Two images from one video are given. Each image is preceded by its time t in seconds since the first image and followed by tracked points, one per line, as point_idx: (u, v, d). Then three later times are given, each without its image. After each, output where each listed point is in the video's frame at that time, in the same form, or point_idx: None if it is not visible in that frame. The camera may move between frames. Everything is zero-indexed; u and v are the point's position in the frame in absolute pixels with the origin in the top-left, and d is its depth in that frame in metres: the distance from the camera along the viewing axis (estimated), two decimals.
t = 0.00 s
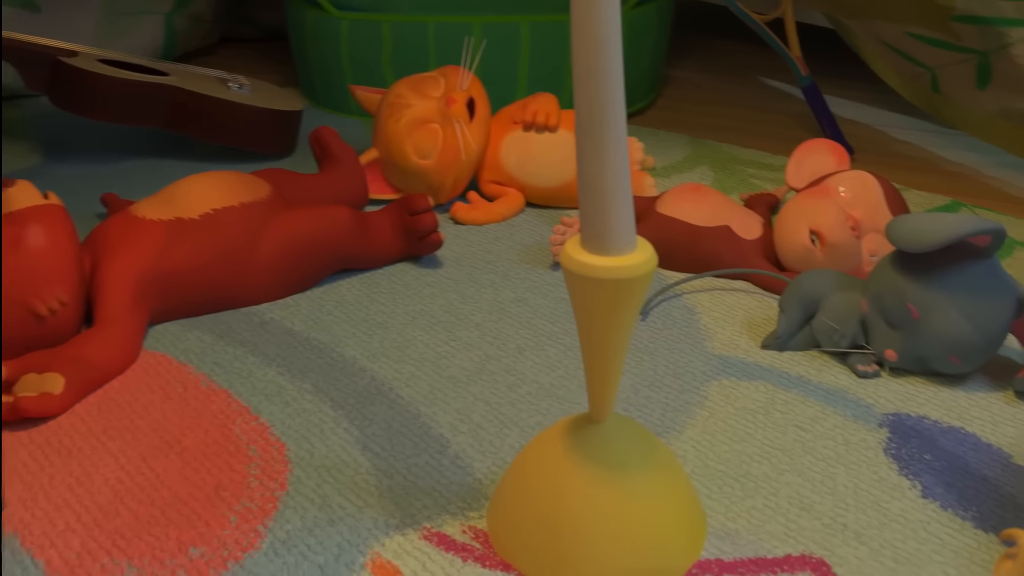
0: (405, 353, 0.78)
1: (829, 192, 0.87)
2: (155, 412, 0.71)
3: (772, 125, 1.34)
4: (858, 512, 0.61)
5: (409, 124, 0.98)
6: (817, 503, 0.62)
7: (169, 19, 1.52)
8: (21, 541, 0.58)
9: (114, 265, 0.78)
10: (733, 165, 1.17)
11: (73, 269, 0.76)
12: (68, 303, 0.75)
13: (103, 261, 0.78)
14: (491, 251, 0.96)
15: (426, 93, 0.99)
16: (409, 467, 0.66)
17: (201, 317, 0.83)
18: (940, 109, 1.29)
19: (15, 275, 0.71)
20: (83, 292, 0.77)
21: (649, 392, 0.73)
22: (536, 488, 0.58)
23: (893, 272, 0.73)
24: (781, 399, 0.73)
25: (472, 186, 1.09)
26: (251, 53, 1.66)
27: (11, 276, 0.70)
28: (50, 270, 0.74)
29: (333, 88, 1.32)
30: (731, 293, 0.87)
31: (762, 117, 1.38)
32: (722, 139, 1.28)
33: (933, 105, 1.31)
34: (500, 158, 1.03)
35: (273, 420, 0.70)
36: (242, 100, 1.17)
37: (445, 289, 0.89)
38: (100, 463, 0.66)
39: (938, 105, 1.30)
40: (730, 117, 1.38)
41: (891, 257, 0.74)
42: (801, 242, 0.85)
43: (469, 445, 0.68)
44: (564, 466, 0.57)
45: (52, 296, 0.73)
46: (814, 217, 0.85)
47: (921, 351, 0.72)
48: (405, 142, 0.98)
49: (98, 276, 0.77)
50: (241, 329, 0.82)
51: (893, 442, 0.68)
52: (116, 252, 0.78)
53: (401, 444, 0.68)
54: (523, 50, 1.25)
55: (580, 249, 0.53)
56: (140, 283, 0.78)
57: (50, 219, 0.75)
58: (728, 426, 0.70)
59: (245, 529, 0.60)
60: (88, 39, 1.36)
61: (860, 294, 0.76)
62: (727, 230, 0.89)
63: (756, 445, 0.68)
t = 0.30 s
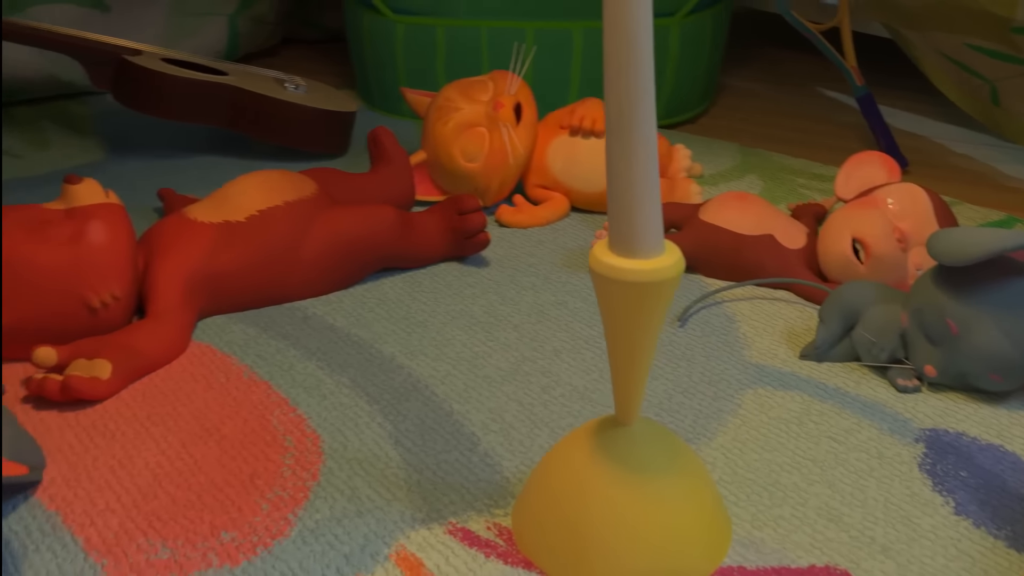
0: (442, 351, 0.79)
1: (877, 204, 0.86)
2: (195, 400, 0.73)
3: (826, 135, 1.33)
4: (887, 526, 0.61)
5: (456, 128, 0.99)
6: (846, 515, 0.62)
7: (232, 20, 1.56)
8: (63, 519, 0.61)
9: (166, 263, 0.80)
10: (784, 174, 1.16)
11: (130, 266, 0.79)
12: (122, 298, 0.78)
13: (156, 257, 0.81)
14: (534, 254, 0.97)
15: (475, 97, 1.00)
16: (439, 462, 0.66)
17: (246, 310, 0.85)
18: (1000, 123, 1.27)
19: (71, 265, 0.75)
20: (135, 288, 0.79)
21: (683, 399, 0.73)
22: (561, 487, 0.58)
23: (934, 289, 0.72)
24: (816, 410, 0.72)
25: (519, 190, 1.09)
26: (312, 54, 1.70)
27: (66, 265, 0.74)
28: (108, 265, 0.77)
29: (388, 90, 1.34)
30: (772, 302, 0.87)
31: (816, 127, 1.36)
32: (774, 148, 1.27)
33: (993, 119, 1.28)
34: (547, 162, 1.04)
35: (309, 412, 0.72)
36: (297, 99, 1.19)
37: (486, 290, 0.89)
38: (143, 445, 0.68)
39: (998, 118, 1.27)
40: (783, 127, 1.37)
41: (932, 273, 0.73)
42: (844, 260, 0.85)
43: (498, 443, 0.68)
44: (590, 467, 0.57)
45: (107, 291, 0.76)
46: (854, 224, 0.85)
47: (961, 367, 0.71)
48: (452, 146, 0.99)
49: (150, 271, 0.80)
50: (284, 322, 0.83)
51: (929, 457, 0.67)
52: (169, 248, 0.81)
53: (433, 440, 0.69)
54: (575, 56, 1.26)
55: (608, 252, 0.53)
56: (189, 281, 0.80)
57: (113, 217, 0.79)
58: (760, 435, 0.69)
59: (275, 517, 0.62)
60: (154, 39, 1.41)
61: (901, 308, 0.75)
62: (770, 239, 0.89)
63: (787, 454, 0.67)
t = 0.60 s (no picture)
0: (474, 348, 0.81)
1: (923, 215, 0.85)
2: (230, 387, 0.75)
3: (880, 147, 1.31)
4: (905, 537, 0.60)
5: (500, 131, 1.00)
6: (864, 524, 0.61)
7: (295, 22, 1.60)
8: (99, 494, 0.64)
9: (212, 253, 0.83)
10: (832, 185, 1.15)
11: (178, 256, 0.81)
12: (169, 285, 0.80)
13: (204, 248, 0.83)
14: (573, 256, 0.97)
15: (520, 101, 1.02)
16: (461, 455, 0.68)
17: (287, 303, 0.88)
18: None
19: (119, 252, 0.77)
20: (182, 276, 0.82)
21: (708, 404, 0.73)
22: (575, 485, 0.59)
23: (968, 302, 0.71)
24: (843, 419, 0.71)
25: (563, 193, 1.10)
26: (371, 58, 1.73)
27: (113, 251, 0.77)
28: (156, 254, 0.79)
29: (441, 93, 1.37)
30: (808, 311, 0.86)
31: (871, 138, 1.35)
32: (825, 159, 1.26)
33: None
34: (590, 166, 1.04)
35: (340, 403, 0.74)
36: (350, 100, 1.22)
37: (522, 290, 0.91)
38: (178, 431, 0.70)
39: None
40: (837, 137, 1.36)
41: (967, 285, 0.72)
42: (877, 269, 0.83)
43: (521, 439, 0.69)
44: (603, 465, 0.58)
45: (154, 277, 0.79)
46: (891, 229, 0.83)
47: (994, 382, 0.70)
48: (496, 148, 1.01)
49: (197, 262, 0.83)
50: (323, 315, 0.86)
51: (955, 471, 0.66)
52: (215, 240, 0.84)
53: (457, 433, 0.70)
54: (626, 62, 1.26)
55: (624, 252, 0.54)
56: (233, 274, 0.83)
57: (165, 207, 0.81)
58: (784, 442, 0.69)
59: (298, 501, 0.63)
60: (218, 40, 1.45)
61: (934, 320, 0.74)
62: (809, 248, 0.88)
63: (810, 462, 0.67)
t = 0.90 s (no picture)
0: (502, 344, 0.82)
1: (962, 227, 0.84)
2: (265, 371, 0.78)
3: (935, 159, 1.29)
4: (913, 545, 0.60)
5: (543, 133, 1.02)
6: (872, 530, 0.61)
7: (357, 25, 1.64)
8: (132, 466, 0.67)
9: (254, 242, 0.86)
10: (880, 196, 1.13)
11: (223, 242, 0.84)
12: (212, 270, 0.83)
13: (248, 237, 0.87)
14: (610, 258, 0.98)
15: (563, 103, 1.03)
16: (478, 445, 0.69)
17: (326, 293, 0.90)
18: None
19: (166, 235, 0.81)
20: (225, 262, 0.85)
21: (729, 406, 0.74)
22: (581, 475, 0.60)
23: (996, 313, 0.70)
24: (864, 426, 0.71)
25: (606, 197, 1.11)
26: (433, 61, 1.76)
27: (160, 234, 0.81)
28: (201, 239, 0.82)
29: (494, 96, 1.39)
30: (840, 320, 0.86)
31: (927, 151, 1.33)
32: (876, 170, 1.25)
33: None
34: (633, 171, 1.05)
35: (367, 389, 0.76)
36: (403, 101, 1.25)
37: (555, 289, 0.92)
38: (211, 410, 0.73)
39: None
40: (892, 149, 1.34)
41: (997, 297, 0.71)
42: (907, 280, 0.83)
43: (539, 433, 0.71)
44: (608, 457, 0.59)
45: (198, 261, 0.82)
46: (926, 235, 0.83)
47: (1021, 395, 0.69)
48: (538, 151, 1.02)
49: (240, 250, 0.86)
50: (359, 307, 0.88)
51: (973, 483, 0.65)
52: (258, 230, 0.87)
53: (477, 424, 0.72)
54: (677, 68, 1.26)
55: (632, 249, 0.55)
56: (273, 261, 0.86)
57: (213, 195, 0.85)
58: (801, 446, 0.69)
59: (318, 480, 0.66)
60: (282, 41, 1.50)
61: (963, 330, 0.73)
62: (844, 256, 0.88)
63: (824, 467, 0.67)
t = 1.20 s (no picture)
0: (529, 337, 0.84)
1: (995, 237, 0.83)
2: (296, 354, 0.81)
3: (989, 173, 1.27)
4: (912, 547, 0.60)
5: (583, 134, 1.05)
6: (873, 530, 0.62)
7: (418, 29, 1.68)
8: (166, 435, 0.71)
9: (295, 230, 0.90)
10: (925, 206, 1.12)
11: (265, 227, 0.88)
12: (253, 253, 0.87)
13: (289, 224, 0.90)
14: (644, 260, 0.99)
15: (604, 106, 1.06)
16: (493, 431, 0.71)
17: (363, 283, 0.94)
18: None
19: (210, 219, 0.85)
20: (266, 247, 0.89)
21: (745, 405, 0.75)
22: (585, 462, 0.61)
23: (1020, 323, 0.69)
24: (878, 430, 0.71)
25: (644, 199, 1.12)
26: (492, 66, 1.79)
27: (204, 218, 0.85)
28: (243, 223, 0.86)
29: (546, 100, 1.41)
30: (868, 326, 0.86)
31: (982, 164, 1.31)
32: (926, 182, 1.23)
33: None
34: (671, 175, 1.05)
35: (393, 374, 0.79)
36: (454, 102, 1.28)
37: (586, 287, 0.94)
38: (243, 388, 0.77)
39: None
40: (946, 161, 1.32)
41: None
42: (939, 289, 0.83)
43: (554, 422, 0.73)
44: (612, 446, 0.60)
45: (240, 245, 0.86)
46: (958, 245, 0.82)
47: None
48: (578, 153, 1.05)
49: (282, 237, 0.90)
50: (394, 297, 0.91)
51: (982, 490, 0.65)
52: (300, 218, 0.90)
53: (495, 411, 0.74)
54: (726, 76, 1.27)
55: (636, 241, 0.57)
56: (312, 249, 0.90)
57: (256, 180, 0.89)
58: (812, 446, 0.70)
59: (337, 458, 0.69)
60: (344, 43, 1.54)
61: (987, 339, 0.73)
62: (874, 263, 0.88)
63: (833, 468, 0.67)
